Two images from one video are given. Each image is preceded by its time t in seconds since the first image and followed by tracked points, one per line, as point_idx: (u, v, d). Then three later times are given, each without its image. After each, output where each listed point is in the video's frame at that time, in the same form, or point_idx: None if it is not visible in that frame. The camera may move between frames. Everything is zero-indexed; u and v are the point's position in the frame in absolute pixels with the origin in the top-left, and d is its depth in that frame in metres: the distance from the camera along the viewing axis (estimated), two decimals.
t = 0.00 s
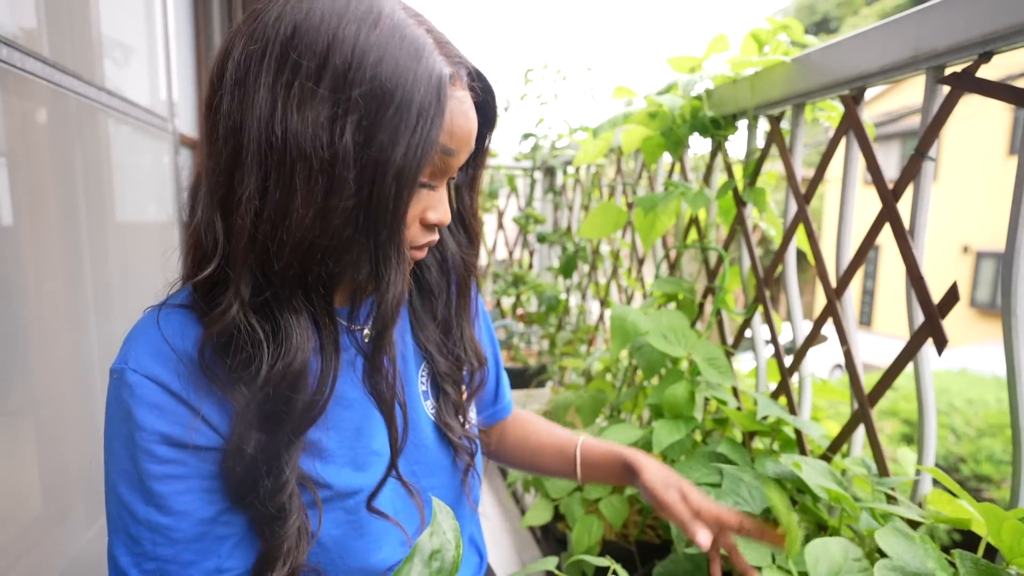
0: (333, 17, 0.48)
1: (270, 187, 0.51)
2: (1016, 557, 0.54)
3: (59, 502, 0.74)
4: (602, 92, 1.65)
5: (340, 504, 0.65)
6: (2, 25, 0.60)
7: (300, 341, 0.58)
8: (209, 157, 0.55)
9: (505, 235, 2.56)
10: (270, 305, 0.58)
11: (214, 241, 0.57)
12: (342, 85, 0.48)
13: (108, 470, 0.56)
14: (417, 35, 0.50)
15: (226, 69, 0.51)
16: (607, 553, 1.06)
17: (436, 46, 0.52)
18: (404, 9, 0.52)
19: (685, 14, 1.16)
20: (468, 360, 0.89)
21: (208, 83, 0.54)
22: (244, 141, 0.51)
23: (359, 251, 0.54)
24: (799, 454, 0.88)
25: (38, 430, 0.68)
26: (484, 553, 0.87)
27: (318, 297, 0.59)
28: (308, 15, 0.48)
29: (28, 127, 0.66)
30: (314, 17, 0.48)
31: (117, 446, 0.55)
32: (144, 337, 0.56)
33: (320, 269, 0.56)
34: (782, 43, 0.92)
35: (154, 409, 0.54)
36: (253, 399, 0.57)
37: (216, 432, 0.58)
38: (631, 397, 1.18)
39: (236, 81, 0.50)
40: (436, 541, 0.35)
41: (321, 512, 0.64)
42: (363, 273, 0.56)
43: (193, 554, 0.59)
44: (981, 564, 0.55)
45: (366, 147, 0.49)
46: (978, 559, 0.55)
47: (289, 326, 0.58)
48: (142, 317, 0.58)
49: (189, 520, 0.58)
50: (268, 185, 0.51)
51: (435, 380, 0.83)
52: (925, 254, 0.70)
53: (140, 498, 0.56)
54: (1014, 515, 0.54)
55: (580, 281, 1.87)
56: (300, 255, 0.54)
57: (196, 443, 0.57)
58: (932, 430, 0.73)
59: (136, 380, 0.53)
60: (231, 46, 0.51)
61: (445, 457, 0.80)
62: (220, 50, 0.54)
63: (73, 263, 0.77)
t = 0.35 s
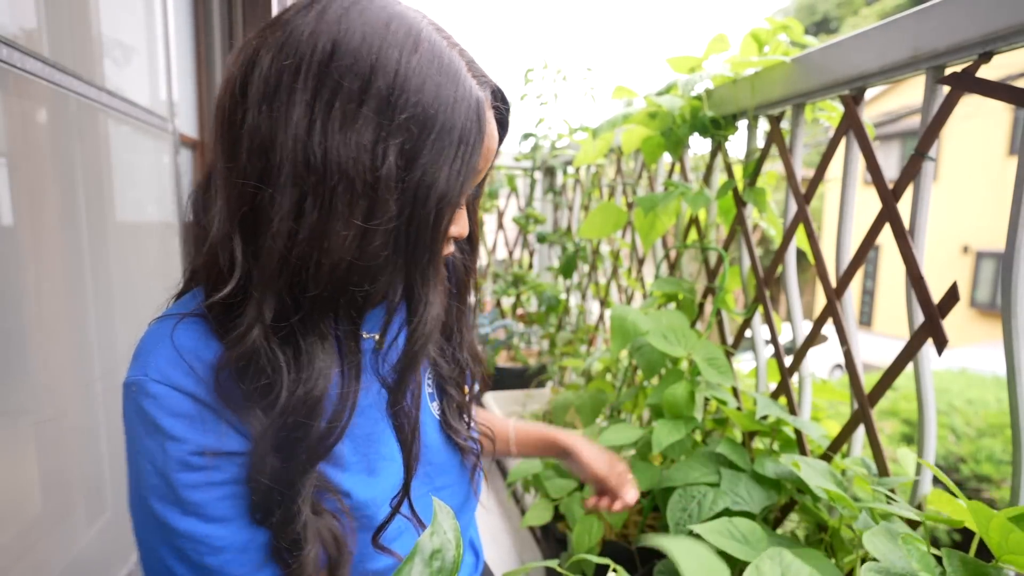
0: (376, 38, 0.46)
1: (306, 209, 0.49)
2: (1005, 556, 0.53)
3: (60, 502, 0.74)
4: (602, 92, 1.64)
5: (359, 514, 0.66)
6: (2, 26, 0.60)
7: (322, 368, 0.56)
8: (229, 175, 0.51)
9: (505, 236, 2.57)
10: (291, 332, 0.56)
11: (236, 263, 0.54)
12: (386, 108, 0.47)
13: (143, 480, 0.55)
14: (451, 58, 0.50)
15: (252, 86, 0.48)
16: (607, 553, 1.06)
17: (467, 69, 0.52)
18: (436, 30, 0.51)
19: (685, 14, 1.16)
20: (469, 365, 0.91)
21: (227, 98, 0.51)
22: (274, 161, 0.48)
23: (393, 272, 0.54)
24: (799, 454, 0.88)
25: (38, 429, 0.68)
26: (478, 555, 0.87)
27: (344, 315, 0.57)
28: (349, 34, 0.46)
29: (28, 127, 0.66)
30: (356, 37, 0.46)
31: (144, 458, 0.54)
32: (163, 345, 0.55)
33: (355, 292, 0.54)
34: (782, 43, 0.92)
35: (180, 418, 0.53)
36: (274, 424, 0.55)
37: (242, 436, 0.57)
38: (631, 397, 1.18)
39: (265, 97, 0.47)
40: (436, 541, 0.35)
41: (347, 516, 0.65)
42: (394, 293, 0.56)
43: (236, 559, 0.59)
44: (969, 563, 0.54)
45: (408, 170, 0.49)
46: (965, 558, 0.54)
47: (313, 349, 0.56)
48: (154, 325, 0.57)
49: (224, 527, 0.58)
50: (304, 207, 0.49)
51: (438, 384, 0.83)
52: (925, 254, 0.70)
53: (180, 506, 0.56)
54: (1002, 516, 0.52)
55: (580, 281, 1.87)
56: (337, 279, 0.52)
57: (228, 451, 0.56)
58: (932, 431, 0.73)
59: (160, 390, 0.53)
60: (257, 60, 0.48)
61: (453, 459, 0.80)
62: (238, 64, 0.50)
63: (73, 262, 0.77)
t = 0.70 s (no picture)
0: (480, 63, 0.55)
1: (427, 215, 0.55)
2: (995, 558, 0.52)
3: (59, 502, 0.74)
4: (602, 92, 1.58)
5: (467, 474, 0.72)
6: (2, 26, 0.60)
7: (453, 362, 0.61)
8: (344, 188, 0.57)
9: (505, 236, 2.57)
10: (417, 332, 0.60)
11: (360, 267, 0.57)
12: (494, 123, 0.56)
13: (305, 477, 0.52)
14: (533, 74, 0.59)
15: (364, 101, 0.54)
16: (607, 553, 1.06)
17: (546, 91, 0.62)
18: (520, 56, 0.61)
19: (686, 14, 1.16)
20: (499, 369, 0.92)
21: (325, 108, 0.56)
22: (394, 173, 0.54)
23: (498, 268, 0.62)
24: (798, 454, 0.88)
25: (38, 429, 0.68)
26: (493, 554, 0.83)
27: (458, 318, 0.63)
28: (458, 59, 0.54)
29: (28, 127, 0.66)
30: (465, 62, 0.54)
31: (299, 445, 0.51)
32: (296, 331, 0.54)
33: (472, 294, 0.61)
34: (782, 43, 0.92)
35: (334, 399, 0.53)
36: (420, 418, 0.57)
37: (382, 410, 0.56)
38: (631, 397, 1.18)
39: (382, 117, 0.54)
40: (433, 540, 0.35)
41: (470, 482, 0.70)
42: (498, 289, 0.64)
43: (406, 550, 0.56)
44: (959, 565, 0.56)
45: (514, 178, 0.58)
46: (956, 561, 0.56)
47: (440, 349, 0.61)
48: (273, 322, 0.55)
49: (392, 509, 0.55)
50: (425, 214, 0.55)
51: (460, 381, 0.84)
52: (926, 254, 0.70)
53: (356, 491, 0.53)
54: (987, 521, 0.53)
55: (581, 281, 1.87)
56: (456, 281, 0.58)
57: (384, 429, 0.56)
58: (932, 431, 0.73)
59: (310, 372, 0.52)
60: (365, 80, 0.55)
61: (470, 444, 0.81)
62: (336, 77, 0.56)
63: (73, 262, 0.77)
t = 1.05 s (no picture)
0: (544, 86, 0.53)
1: (506, 241, 0.54)
2: (1000, 553, 0.52)
3: (59, 502, 0.74)
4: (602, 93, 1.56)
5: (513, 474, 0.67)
6: (2, 26, 0.61)
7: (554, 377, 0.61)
8: (420, 216, 0.54)
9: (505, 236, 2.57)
10: (512, 349, 0.59)
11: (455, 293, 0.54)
12: (562, 145, 0.54)
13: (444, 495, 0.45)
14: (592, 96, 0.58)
15: (436, 131, 0.52)
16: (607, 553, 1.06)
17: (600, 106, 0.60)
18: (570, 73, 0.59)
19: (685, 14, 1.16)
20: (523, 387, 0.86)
21: (393, 139, 0.54)
22: (470, 202, 0.53)
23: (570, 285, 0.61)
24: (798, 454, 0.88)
25: (38, 430, 0.68)
26: None
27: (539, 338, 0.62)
28: (521, 85, 0.53)
29: (28, 127, 0.66)
30: (528, 85, 0.53)
31: (448, 466, 0.45)
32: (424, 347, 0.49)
33: (553, 312, 0.60)
34: (782, 43, 0.92)
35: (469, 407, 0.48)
36: (536, 429, 0.57)
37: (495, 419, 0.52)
38: (631, 397, 1.18)
39: (451, 145, 0.52)
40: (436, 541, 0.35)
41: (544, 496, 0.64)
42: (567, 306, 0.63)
43: (538, 556, 0.49)
44: (965, 562, 0.53)
45: (584, 198, 0.57)
46: (961, 557, 0.53)
47: (540, 366, 0.60)
48: (384, 334, 0.48)
49: (532, 519, 0.50)
50: (504, 238, 0.54)
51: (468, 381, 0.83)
52: (925, 254, 0.70)
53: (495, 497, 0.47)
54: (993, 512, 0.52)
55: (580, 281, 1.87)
56: (537, 301, 0.57)
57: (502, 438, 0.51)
58: (932, 431, 0.73)
59: (452, 389, 0.47)
60: (431, 107, 0.53)
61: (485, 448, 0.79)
62: (403, 108, 0.54)
63: (73, 262, 0.77)
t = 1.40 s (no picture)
0: (544, 93, 0.53)
1: (525, 255, 0.54)
2: (997, 553, 0.52)
3: (60, 502, 0.74)
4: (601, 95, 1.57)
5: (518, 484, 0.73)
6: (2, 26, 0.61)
7: (580, 382, 0.63)
8: (436, 240, 0.54)
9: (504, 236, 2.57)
10: (543, 365, 0.60)
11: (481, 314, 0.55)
12: (570, 152, 0.54)
13: (482, 519, 0.45)
14: (591, 96, 0.57)
15: (441, 152, 0.52)
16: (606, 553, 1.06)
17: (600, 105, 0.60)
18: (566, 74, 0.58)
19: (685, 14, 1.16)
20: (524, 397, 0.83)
21: (396, 165, 0.53)
22: (485, 220, 0.53)
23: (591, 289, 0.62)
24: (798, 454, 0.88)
25: (38, 430, 0.69)
26: None
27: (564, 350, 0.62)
28: (521, 94, 0.52)
29: (29, 128, 0.66)
30: (529, 94, 0.52)
31: (493, 492, 0.45)
32: (462, 370, 0.49)
33: (576, 319, 0.61)
34: (782, 43, 0.92)
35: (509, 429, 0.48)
36: (567, 438, 0.61)
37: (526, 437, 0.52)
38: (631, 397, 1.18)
39: (460, 165, 0.52)
40: (435, 541, 0.35)
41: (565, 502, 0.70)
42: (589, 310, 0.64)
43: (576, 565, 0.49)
44: (961, 561, 0.54)
45: (598, 201, 0.57)
46: (958, 556, 0.54)
47: (566, 377, 0.62)
48: (416, 360, 0.47)
49: (568, 533, 0.50)
50: (523, 253, 0.54)
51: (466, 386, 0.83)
52: (925, 254, 0.70)
53: (534, 517, 0.47)
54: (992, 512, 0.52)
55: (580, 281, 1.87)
56: (560, 311, 0.58)
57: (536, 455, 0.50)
58: (932, 431, 0.73)
59: (494, 413, 0.47)
60: (433, 127, 0.52)
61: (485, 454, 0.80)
62: (404, 133, 0.53)
63: (73, 262, 0.77)
